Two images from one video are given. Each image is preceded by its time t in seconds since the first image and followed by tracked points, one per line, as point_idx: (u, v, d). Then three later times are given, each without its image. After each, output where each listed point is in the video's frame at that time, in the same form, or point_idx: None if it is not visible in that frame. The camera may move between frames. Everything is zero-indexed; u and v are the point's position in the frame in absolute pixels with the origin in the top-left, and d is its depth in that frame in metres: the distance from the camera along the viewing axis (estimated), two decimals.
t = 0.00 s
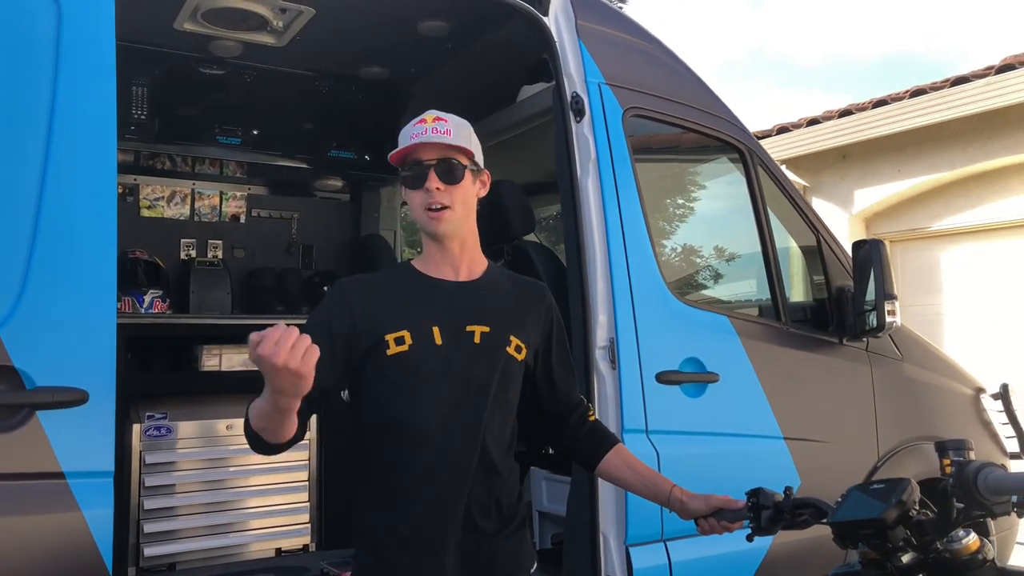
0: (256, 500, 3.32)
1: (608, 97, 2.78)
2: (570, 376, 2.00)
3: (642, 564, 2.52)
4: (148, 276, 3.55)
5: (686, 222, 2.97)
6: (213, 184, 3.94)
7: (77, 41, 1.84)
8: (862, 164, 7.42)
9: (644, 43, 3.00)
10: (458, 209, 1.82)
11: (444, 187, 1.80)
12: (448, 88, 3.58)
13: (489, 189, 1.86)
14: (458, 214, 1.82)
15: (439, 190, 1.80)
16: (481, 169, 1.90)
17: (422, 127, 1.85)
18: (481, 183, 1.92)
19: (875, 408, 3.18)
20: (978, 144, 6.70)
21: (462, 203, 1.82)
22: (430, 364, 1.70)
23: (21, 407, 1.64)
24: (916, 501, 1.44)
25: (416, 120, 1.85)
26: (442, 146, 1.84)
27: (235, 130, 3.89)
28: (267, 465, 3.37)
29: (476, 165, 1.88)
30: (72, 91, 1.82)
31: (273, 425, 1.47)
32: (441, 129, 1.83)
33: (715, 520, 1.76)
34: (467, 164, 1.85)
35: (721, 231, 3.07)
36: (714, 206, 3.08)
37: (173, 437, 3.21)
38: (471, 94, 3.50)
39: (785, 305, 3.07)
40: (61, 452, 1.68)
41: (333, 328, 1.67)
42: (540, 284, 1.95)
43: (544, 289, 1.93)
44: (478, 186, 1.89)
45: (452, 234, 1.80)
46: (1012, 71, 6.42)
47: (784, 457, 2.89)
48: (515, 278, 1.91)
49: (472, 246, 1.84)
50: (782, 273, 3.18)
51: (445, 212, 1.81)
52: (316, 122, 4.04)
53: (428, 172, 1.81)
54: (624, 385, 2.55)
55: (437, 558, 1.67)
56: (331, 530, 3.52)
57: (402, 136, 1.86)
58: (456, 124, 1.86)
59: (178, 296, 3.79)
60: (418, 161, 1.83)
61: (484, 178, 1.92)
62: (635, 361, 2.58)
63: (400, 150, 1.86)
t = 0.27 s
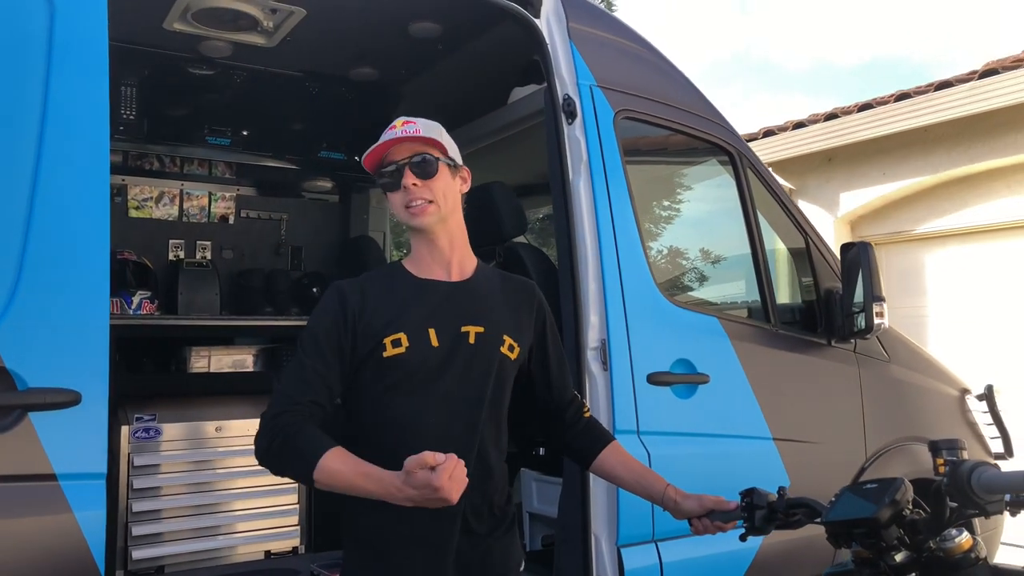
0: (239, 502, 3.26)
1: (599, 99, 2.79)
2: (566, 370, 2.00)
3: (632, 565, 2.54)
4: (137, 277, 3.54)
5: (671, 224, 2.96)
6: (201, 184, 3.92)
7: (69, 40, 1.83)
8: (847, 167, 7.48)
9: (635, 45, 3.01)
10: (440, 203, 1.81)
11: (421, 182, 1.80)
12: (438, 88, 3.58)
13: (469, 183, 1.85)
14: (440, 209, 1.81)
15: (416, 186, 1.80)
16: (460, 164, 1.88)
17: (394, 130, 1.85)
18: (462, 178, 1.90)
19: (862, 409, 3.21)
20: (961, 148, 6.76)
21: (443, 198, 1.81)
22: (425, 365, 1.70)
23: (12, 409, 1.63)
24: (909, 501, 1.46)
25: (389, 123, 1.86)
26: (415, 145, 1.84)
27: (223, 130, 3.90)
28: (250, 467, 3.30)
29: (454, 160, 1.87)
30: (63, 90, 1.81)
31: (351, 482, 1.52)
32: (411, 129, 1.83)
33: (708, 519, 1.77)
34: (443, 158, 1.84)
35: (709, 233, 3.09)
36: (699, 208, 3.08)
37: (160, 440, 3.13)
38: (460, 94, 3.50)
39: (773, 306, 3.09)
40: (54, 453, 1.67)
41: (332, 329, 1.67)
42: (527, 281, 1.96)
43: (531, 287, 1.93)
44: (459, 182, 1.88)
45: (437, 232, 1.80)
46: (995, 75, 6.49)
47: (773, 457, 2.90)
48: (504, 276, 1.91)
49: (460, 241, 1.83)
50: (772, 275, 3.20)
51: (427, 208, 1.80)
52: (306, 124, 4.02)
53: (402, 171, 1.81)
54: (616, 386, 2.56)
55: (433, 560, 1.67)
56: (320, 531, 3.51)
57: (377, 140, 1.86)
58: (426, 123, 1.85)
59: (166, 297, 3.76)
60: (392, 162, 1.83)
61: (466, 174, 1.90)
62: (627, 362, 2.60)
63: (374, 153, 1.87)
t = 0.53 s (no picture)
0: (226, 504, 3.23)
1: (592, 100, 2.81)
2: (562, 369, 2.01)
3: (625, 563, 2.54)
4: (126, 275, 3.50)
5: (657, 225, 2.95)
6: (191, 184, 3.91)
7: (64, 38, 1.82)
8: (833, 170, 7.54)
9: (626, 46, 3.03)
10: (423, 203, 1.82)
11: (402, 184, 1.80)
12: (431, 88, 3.58)
13: (450, 179, 1.85)
14: (424, 208, 1.82)
15: (397, 189, 1.80)
16: (439, 160, 1.88)
17: (369, 135, 1.86)
18: (443, 173, 1.91)
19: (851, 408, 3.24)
20: (946, 151, 6.83)
21: (426, 197, 1.82)
22: (416, 363, 1.70)
23: (6, 408, 1.62)
24: (904, 497, 1.47)
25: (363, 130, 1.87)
26: (391, 148, 1.85)
27: (214, 130, 3.89)
28: (237, 468, 3.29)
29: (433, 157, 1.87)
30: (58, 88, 1.80)
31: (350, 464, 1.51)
32: (385, 133, 1.84)
33: (703, 517, 1.78)
34: (421, 157, 1.84)
35: (698, 234, 3.10)
36: (686, 210, 3.10)
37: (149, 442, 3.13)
38: (453, 94, 3.51)
39: (763, 306, 3.11)
40: (48, 452, 1.66)
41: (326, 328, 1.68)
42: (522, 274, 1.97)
43: (528, 279, 1.94)
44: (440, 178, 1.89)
45: (423, 231, 1.81)
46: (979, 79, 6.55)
47: (763, 457, 2.92)
48: (497, 270, 1.92)
49: (448, 238, 1.84)
50: (761, 275, 3.22)
51: (411, 208, 1.81)
52: (297, 124, 4.02)
53: (382, 175, 1.82)
54: (608, 386, 2.57)
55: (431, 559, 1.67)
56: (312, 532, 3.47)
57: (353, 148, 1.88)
58: (400, 124, 1.86)
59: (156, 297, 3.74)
60: (371, 167, 1.84)
61: (447, 168, 1.91)
62: (619, 362, 2.61)
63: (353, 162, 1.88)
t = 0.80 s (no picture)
0: (215, 507, 3.15)
1: (587, 103, 2.82)
2: (559, 379, 2.02)
3: (620, 564, 2.54)
4: (118, 277, 3.50)
5: (647, 228, 2.94)
6: (183, 185, 3.90)
7: (62, 38, 1.81)
8: (823, 173, 7.59)
9: (620, 49, 3.05)
10: (446, 210, 1.82)
11: (431, 190, 1.80)
12: (426, 90, 3.59)
13: (474, 190, 1.87)
14: (446, 215, 1.82)
15: (426, 194, 1.80)
16: (467, 168, 1.90)
17: (406, 129, 1.83)
18: (467, 181, 1.92)
19: (843, 410, 3.26)
20: (934, 154, 6.88)
21: (449, 204, 1.83)
22: (419, 364, 1.70)
23: (4, 409, 1.61)
24: (902, 497, 1.48)
25: (399, 123, 1.84)
26: (427, 149, 1.84)
27: (208, 131, 3.86)
28: (226, 470, 3.20)
29: (462, 165, 1.89)
30: (56, 88, 1.79)
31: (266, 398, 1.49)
32: (423, 131, 1.83)
33: (701, 518, 1.79)
34: (453, 165, 1.86)
35: (689, 236, 3.11)
36: (678, 213, 3.09)
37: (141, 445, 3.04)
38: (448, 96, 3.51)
39: (756, 308, 3.13)
40: (46, 454, 1.65)
41: (326, 329, 1.70)
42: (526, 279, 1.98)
43: (530, 286, 1.95)
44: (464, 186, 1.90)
45: (440, 236, 1.81)
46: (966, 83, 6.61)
47: (757, 458, 2.93)
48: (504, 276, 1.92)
49: (460, 244, 1.85)
50: (755, 278, 3.24)
51: (434, 214, 1.81)
52: (289, 125, 4.01)
53: (413, 175, 1.81)
54: (603, 387, 2.57)
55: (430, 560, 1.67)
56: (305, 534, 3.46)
57: (387, 139, 1.85)
58: (438, 125, 1.85)
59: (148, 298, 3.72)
60: (402, 165, 1.83)
61: (472, 176, 1.92)
62: (613, 363, 2.61)
63: (386, 153, 1.85)
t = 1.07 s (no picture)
0: (210, 509, 3.10)
1: (585, 105, 2.83)
2: (562, 379, 2.03)
3: (618, 565, 2.55)
4: (113, 278, 3.48)
5: (639, 230, 2.95)
6: (179, 186, 3.89)
7: (64, 39, 1.81)
8: (816, 176, 7.63)
9: (618, 52, 3.06)
10: (452, 205, 1.84)
11: (435, 183, 1.82)
12: (423, 91, 3.59)
13: (480, 186, 1.88)
14: (451, 210, 1.84)
15: (430, 187, 1.82)
16: (472, 166, 1.92)
17: (409, 129, 1.88)
18: (473, 180, 1.93)
19: (838, 411, 3.28)
20: (926, 157, 6.92)
21: (454, 199, 1.84)
22: (428, 367, 1.71)
23: (6, 410, 1.61)
24: (902, 495, 1.49)
25: (403, 123, 1.89)
26: (431, 145, 1.87)
27: (204, 132, 3.86)
28: (222, 471, 3.16)
29: (467, 162, 1.91)
30: (58, 89, 1.79)
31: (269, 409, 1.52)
32: (427, 129, 1.86)
33: (702, 518, 1.80)
34: (457, 160, 1.88)
35: (683, 239, 3.12)
36: (672, 215, 3.10)
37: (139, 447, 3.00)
38: (445, 97, 3.52)
39: (752, 310, 3.15)
40: (48, 454, 1.65)
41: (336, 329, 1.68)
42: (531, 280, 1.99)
43: (537, 288, 1.96)
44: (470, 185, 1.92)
45: (447, 233, 1.82)
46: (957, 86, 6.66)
47: (754, 459, 2.95)
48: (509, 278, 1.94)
49: (468, 242, 1.86)
50: (751, 279, 3.26)
51: (439, 209, 1.83)
52: (286, 126, 4.02)
53: (417, 171, 1.84)
54: (601, 389, 2.58)
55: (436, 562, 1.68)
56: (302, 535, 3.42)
57: (391, 140, 1.90)
58: (441, 123, 1.88)
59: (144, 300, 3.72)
60: (407, 161, 1.86)
61: (477, 175, 1.94)
62: (612, 364, 2.62)
63: (390, 153, 1.89)
